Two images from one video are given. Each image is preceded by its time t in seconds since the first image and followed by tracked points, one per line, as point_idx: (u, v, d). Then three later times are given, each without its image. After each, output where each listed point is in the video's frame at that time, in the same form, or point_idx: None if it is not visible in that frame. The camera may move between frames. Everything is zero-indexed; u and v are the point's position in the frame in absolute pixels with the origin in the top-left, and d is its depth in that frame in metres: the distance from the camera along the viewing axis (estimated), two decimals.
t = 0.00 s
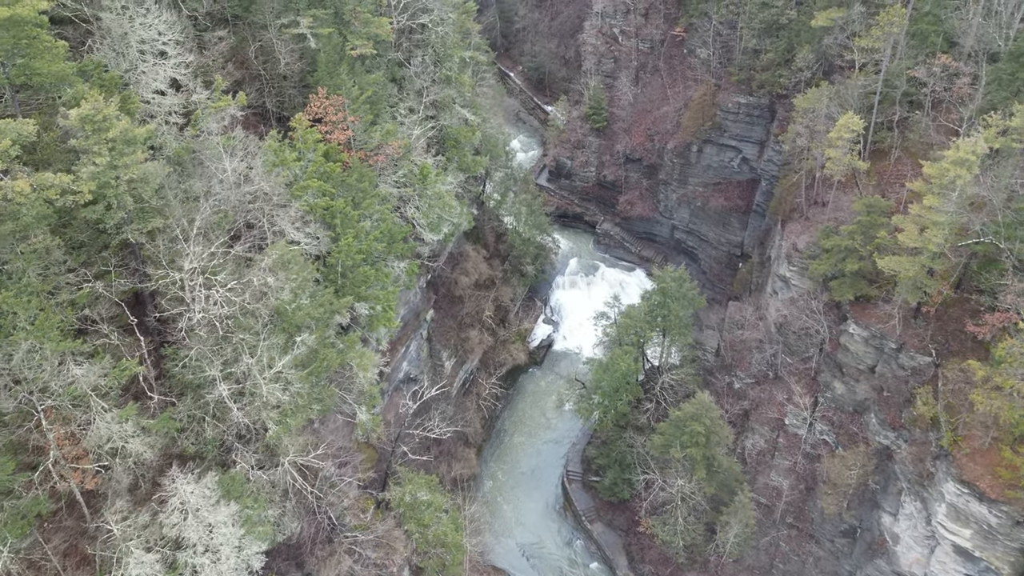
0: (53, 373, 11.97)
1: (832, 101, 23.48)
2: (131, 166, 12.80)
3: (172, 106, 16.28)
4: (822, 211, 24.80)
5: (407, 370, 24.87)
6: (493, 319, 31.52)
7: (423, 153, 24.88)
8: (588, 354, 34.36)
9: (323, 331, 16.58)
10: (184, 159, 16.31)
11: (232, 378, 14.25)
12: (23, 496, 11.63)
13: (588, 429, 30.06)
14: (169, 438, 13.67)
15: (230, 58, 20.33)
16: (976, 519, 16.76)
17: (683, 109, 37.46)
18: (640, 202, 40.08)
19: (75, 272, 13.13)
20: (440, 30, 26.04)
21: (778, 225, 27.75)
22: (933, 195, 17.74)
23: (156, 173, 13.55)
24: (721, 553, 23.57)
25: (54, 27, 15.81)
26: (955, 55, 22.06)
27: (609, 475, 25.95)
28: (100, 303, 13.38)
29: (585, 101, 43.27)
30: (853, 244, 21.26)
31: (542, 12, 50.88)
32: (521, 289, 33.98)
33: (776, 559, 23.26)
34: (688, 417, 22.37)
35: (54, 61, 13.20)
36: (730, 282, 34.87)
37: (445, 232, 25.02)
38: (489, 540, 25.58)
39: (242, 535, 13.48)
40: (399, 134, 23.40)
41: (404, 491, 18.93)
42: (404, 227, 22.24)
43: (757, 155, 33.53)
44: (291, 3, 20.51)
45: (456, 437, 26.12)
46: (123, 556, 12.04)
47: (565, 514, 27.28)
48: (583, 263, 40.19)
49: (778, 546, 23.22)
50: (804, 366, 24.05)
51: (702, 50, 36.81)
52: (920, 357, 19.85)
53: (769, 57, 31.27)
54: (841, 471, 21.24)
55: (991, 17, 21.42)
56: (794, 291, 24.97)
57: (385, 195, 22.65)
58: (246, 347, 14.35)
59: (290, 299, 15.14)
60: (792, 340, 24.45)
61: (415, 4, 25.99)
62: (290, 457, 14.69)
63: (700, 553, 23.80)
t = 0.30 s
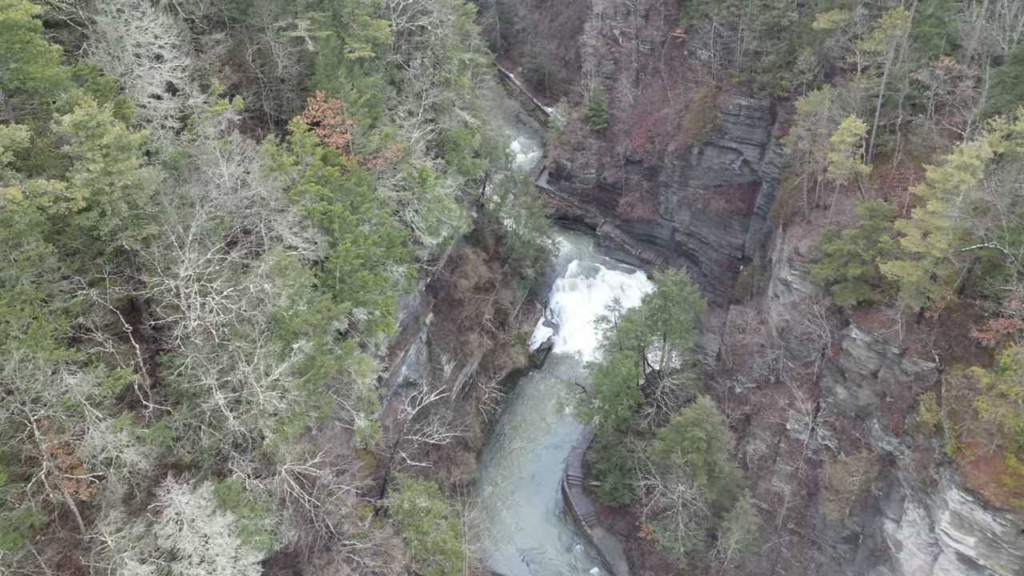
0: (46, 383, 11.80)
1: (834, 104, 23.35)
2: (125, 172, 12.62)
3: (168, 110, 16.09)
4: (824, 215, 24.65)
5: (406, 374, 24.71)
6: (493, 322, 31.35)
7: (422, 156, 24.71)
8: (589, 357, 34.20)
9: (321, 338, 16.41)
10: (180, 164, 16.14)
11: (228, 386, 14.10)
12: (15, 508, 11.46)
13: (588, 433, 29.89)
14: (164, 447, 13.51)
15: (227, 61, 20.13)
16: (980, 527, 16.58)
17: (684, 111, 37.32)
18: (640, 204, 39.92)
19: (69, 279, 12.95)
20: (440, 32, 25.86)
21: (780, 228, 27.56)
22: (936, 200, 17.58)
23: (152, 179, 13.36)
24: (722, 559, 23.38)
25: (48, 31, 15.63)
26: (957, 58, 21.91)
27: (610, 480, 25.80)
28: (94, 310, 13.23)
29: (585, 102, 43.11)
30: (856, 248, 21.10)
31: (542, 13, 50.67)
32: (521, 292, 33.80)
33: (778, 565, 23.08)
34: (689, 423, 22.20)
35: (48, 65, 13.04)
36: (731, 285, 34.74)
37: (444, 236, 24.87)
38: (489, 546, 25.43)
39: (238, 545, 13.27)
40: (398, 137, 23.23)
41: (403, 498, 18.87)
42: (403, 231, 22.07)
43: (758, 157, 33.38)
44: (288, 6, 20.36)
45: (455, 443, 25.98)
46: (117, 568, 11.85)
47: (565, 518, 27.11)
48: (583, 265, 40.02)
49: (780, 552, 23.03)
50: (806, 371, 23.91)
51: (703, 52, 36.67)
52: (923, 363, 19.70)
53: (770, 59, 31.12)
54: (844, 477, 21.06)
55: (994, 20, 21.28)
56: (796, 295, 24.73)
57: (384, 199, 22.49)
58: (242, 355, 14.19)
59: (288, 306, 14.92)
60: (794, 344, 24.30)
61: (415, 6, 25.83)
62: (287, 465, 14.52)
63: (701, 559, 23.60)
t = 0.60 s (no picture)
0: (39, 393, 11.66)
1: (837, 107, 23.24)
2: (120, 178, 12.46)
3: (165, 114, 15.95)
4: (826, 219, 24.48)
5: (406, 378, 24.57)
6: (493, 325, 31.21)
7: (422, 159, 24.54)
8: (589, 361, 34.05)
9: (319, 344, 16.25)
10: (176, 168, 16.00)
11: (224, 394, 13.94)
12: (8, 519, 11.32)
13: (589, 438, 29.73)
14: (160, 456, 13.36)
15: (224, 64, 19.96)
16: (984, 535, 16.39)
17: (685, 113, 37.16)
18: (640, 206, 39.76)
19: (63, 287, 12.79)
20: (439, 34, 25.70)
21: (781, 231, 27.37)
22: (941, 205, 17.40)
23: (147, 185, 13.20)
24: (724, 565, 23.16)
25: (43, 35, 15.45)
26: (961, 60, 21.71)
27: (610, 485, 25.65)
28: (89, 318, 13.07)
29: (585, 104, 42.96)
30: (858, 253, 20.94)
31: (542, 14, 50.51)
32: (521, 295, 33.63)
33: (780, 571, 22.87)
34: (691, 428, 22.02)
35: (42, 70, 12.90)
36: (732, 288, 34.59)
37: (444, 239, 24.70)
38: (489, 551, 25.22)
39: (235, 555, 13.15)
40: (397, 140, 23.07)
41: (401, 504, 18.74)
42: (402, 235, 21.90)
43: (760, 159, 33.21)
44: (287, 9, 20.26)
45: (455, 447, 25.84)
46: None
47: (565, 523, 26.94)
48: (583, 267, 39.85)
49: (782, 558, 22.82)
50: (808, 376, 23.75)
51: (704, 54, 36.51)
52: (927, 369, 19.54)
53: (771, 61, 30.97)
54: (847, 484, 20.86)
55: (998, 23, 21.11)
56: (798, 299, 24.56)
57: (383, 202, 22.30)
58: (239, 363, 14.04)
59: (285, 313, 14.69)
60: (795, 349, 24.16)
61: (414, 8, 25.67)
62: (284, 474, 14.32)
63: (702, 565, 23.40)
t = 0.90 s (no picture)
0: (32, 404, 11.50)
1: (839, 111, 23.11)
2: (114, 185, 12.26)
3: (161, 119, 15.77)
4: (828, 222, 24.34)
5: (405, 383, 24.40)
6: (492, 328, 31.04)
7: (421, 162, 24.36)
8: (589, 364, 33.85)
9: (317, 351, 16.07)
10: (172, 174, 15.83)
11: (220, 404, 13.76)
12: None
13: (589, 442, 29.58)
14: (155, 467, 13.17)
15: (222, 67, 19.79)
16: (989, 543, 16.23)
17: (686, 115, 36.98)
18: (641, 208, 39.60)
19: (57, 295, 12.61)
20: (439, 36, 25.53)
21: (783, 235, 27.18)
22: (945, 210, 17.18)
23: (142, 191, 13.01)
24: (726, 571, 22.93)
25: (37, 39, 15.26)
26: (964, 63, 21.51)
27: (611, 490, 25.47)
28: (83, 327, 12.89)
29: (585, 106, 42.79)
30: (861, 257, 20.76)
31: (542, 15, 50.36)
32: (521, 298, 33.46)
33: None
34: (692, 434, 21.85)
35: (36, 75, 12.71)
36: (733, 290, 34.44)
37: (443, 243, 24.53)
38: (489, 558, 25.04)
39: (231, 567, 12.81)
40: (395, 144, 22.89)
41: (400, 511, 18.44)
42: (401, 240, 21.73)
43: (761, 162, 33.02)
44: (285, 12, 20.08)
45: (454, 453, 25.67)
46: None
47: (565, 528, 26.76)
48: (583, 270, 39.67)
49: (784, 565, 22.60)
50: (810, 381, 23.59)
51: (705, 55, 36.32)
52: (930, 374, 19.37)
53: (773, 63, 30.78)
54: (850, 490, 20.59)
55: (1002, 25, 20.91)
56: (800, 303, 24.41)
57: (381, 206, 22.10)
58: (235, 371, 13.84)
59: (282, 320, 14.55)
60: (798, 354, 24.00)
61: (414, 11, 25.49)
62: (281, 483, 14.16)
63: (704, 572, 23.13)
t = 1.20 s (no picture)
0: (24, 414, 11.33)
1: (841, 114, 22.94)
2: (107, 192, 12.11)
3: (156, 124, 15.60)
4: (830, 227, 24.15)
5: (404, 387, 24.23)
6: (492, 332, 30.87)
7: (420, 166, 24.19)
8: (589, 368, 33.66)
9: (314, 359, 15.88)
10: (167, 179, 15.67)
11: (215, 413, 13.56)
12: None
13: (589, 446, 29.39)
14: (150, 477, 13.00)
15: (219, 71, 19.57)
16: (994, 552, 16.04)
17: (687, 117, 36.81)
18: (642, 211, 39.43)
19: (50, 303, 12.44)
20: (438, 39, 25.36)
21: (784, 238, 27.01)
22: (949, 216, 17.00)
23: (136, 199, 12.84)
24: None
25: (31, 43, 15.07)
26: (968, 66, 21.34)
27: (612, 495, 25.27)
28: (77, 336, 12.72)
29: (585, 107, 42.61)
30: (864, 262, 20.56)
31: (542, 16, 50.21)
32: (521, 301, 33.29)
33: None
34: (693, 440, 21.68)
35: (29, 81, 12.53)
36: (734, 293, 34.29)
37: (442, 247, 24.36)
38: (488, 565, 24.85)
39: None
40: (394, 147, 22.71)
41: (399, 519, 18.26)
42: (399, 245, 21.56)
43: (762, 164, 32.86)
44: (283, 15, 19.89)
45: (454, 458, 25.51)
46: None
47: (566, 534, 26.56)
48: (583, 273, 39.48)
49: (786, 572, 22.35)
50: (812, 386, 23.41)
51: (706, 57, 36.17)
52: (933, 381, 19.22)
53: (774, 66, 30.58)
54: (853, 497, 20.55)
55: (1005, 28, 20.73)
56: (801, 308, 24.22)
57: (380, 211, 21.90)
58: (231, 381, 13.64)
59: (279, 327, 14.38)
60: (800, 359, 23.83)
61: (412, 13, 25.32)
62: (278, 492, 13.98)
63: None
